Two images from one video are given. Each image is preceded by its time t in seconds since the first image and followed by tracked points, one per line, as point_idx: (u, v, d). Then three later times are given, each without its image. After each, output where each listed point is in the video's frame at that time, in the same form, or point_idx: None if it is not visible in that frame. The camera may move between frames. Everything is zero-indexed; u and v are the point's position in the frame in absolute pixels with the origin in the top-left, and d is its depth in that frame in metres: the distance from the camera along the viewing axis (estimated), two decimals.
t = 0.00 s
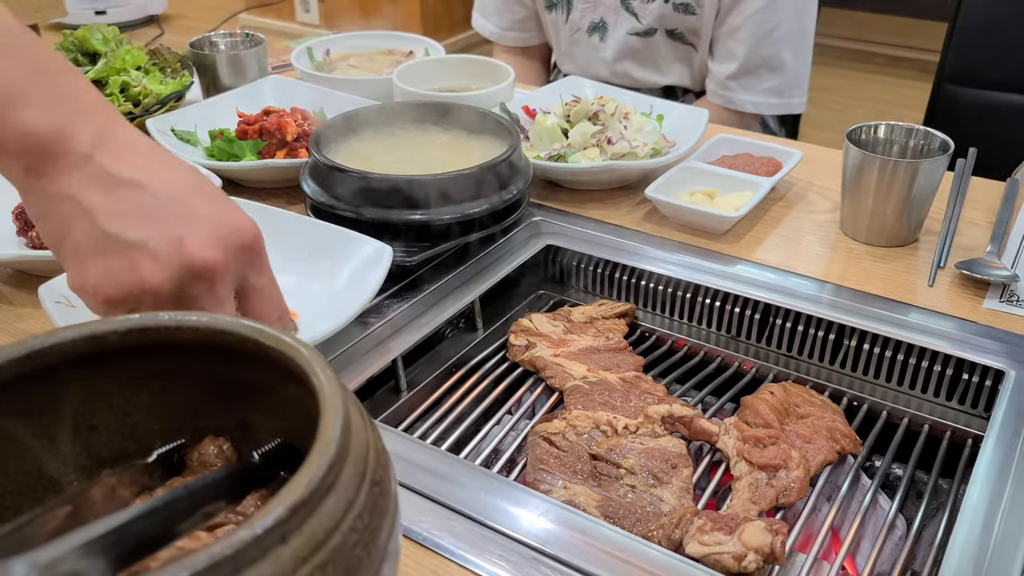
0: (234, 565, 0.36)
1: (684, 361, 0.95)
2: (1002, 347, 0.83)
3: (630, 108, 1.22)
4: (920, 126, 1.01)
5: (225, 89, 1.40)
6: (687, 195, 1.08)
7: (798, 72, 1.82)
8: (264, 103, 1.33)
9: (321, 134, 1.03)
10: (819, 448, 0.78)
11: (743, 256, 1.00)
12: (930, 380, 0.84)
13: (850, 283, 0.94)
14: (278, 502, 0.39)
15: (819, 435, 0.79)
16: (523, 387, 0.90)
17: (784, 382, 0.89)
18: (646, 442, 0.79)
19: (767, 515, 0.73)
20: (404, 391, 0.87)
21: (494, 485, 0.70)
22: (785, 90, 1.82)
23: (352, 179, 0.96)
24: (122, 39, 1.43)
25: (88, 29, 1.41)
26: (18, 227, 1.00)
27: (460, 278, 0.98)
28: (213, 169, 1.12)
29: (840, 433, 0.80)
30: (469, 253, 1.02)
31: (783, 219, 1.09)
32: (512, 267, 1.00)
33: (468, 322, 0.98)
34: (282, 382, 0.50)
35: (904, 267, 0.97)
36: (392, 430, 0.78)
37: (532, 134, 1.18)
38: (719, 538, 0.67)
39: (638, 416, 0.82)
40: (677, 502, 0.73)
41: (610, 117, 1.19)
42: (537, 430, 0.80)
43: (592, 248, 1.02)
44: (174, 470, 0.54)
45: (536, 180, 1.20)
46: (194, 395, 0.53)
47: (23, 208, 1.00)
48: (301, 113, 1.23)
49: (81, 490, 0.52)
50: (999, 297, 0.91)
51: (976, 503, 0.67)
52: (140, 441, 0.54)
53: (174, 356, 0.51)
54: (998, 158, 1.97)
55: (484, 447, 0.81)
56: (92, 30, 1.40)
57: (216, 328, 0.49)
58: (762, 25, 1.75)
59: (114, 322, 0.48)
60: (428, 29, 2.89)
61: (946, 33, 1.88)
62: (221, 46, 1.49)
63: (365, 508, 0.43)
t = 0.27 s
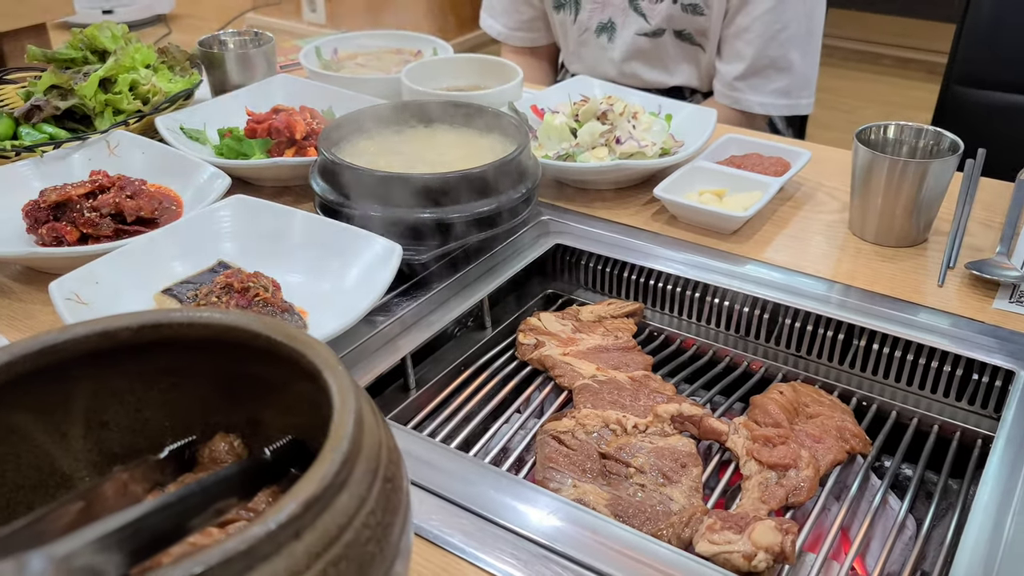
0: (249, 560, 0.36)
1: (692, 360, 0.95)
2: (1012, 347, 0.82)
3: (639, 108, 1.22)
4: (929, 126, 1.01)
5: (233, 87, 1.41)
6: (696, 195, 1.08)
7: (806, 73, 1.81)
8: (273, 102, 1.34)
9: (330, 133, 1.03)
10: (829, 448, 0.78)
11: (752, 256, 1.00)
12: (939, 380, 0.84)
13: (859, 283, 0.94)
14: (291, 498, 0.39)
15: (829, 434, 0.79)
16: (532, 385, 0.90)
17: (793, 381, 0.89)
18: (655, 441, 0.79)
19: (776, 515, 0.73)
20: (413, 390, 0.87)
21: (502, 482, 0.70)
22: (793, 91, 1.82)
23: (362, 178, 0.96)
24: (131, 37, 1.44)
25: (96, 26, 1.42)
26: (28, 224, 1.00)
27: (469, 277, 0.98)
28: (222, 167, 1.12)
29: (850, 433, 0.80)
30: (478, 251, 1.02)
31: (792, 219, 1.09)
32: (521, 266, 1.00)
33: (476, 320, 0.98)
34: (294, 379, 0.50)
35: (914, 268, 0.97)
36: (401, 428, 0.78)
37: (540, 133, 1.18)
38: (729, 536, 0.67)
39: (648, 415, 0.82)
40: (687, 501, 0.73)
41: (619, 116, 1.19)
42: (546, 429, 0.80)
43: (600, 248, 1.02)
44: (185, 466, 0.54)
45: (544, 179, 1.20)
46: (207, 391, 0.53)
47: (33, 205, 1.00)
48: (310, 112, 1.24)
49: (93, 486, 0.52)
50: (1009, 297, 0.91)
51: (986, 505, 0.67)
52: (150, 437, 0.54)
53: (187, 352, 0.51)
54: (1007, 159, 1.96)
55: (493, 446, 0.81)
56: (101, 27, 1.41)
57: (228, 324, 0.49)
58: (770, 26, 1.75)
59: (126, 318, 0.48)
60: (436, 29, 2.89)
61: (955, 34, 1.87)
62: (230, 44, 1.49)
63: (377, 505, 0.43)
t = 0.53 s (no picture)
0: (261, 556, 0.36)
1: (701, 359, 0.95)
2: None
3: (648, 105, 1.22)
4: (941, 125, 1.00)
5: (240, 84, 1.41)
6: (705, 193, 1.08)
7: (813, 72, 1.81)
8: (280, 98, 1.34)
9: (339, 129, 1.03)
10: (839, 447, 0.77)
11: (761, 254, 1.00)
12: (950, 380, 0.84)
13: (869, 282, 0.94)
14: (304, 493, 0.38)
15: (839, 433, 0.79)
16: (541, 383, 0.90)
17: (803, 380, 0.88)
18: (665, 439, 0.79)
19: (787, 514, 0.73)
20: (421, 387, 0.87)
21: (512, 479, 0.70)
22: (801, 89, 1.81)
23: (370, 174, 0.96)
24: (138, 33, 1.44)
25: (104, 22, 1.42)
26: (35, 219, 1.00)
27: (477, 274, 0.97)
28: (230, 163, 1.12)
29: (860, 432, 0.79)
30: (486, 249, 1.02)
31: (801, 217, 1.08)
32: (529, 263, 1.00)
33: (484, 318, 0.97)
34: (305, 374, 0.49)
35: (924, 267, 0.97)
36: (409, 424, 0.78)
37: (549, 130, 1.17)
38: (739, 535, 0.66)
39: (657, 413, 0.81)
40: (697, 499, 0.72)
41: (628, 113, 1.19)
42: (556, 426, 0.80)
43: (608, 245, 1.02)
44: (195, 462, 0.54)
45: (552, 177, 1.20)
46: (218, 387, 0.53)
47: (40, 201, 1.00)
48: (319, 108, 1.23)
49: (102, 481, 0.52)
50: (1021, 297, 0.90)
51: (999, 505, 0.66)
52: (160, 432, 0.54)
53: (197, 347, 0.50)
54: (1016, 159, 1.95)
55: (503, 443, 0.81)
56: (108, 22, 1.41)
57: (239, 319, 0.48)
58: (777, 25, 1.74)
59: (137, 313, 0.47)
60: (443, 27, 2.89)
61: (965, 33, 1.86)
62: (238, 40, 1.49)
63: (390, 501, 0.43)
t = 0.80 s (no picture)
0: (267, 566, 0.36)
1: (708, 363, 0.94)
2: None
3: (655, 108, 1.21)
4: (950, 129, 1.00)
5: (246, 86, 1.41)
6: (712, 196, 1.07)
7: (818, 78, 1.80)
8: (286, 99, 1.34)
9: (345, 131, 1.03)
10: (848, 453, 0.77)
11: (768, 258, 0.99)
12: (959, 386, 0.83)
13: (877, 286, 0.93)
14: (311, 501, 0.38)
15: (848, 439, 0.78)
16: (547, 388, 0.90)
17: (811, 385, 0.88)
18: (673, 445, 0.78)
19: (795, 521, 0.73)
20: (427, 391, 0.87)
21: (518, 484, 0.70)
22: (807, 96, 1.81)
23: (376, 176, 0.95)
24: (144, 35, 1.44)
25: (110, 25, 1.42)
26: (41, 222, 1.00)
27: (483, 277, 0.97)
28: (236, 165, 1.12)
29: (869, 438, 0.79)
30: (493, 252, 1.02)
31: (809, 221, 1.08)
32: (536, 267, 1.00)
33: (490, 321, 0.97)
34: (311, 380, 0.49)
35: (933, 271, 0.96)
36: (415, 429, 0.78)
37: (555, 132, 1.17)
38: (747, 542, 0.66)
39: (665, 418, 0.81)
40: (704, 505, 0.72)
41: (634, 116, 1.18)
42: (562, 432, 0.80)
43: (614, 249, 1.02)
44: (200, 468, 0.53)
45: (558, 180, 1.19)
46: (223, 392, 0.53)
47: (46, 203, 1.01)
48: (325, 110, 1.23)
49: (107, 487, 0.52)
50: None
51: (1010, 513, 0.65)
52: (166, 437, 0.53)
53: (203, 352, 0.50)
54: None
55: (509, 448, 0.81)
56: (114, 24, 1.41)
57: (244, 324, 0.48)
58: (781, 33, 1.73)
59: (142, 317, 0.47)
60: (449, 28, 2.89)
61: (974, 35, 1.85)
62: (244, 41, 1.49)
63: (397, 509, 0.42)
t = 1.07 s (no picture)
0: None
1: (711, 370, 0.94)
2: None
3: (659, 114, 1.21)
4: (953, 135, 1.00)
5: (252, 91, 1.42)
6: (715, 202, 1.08)
7: (789, 85, 1.77)
8: (291, 105, 1.34)
9: (349, 138, 1.03)
10: (851, 461, 0.77)
11: (772, 265, 0.99)
12: (963, 393, 0.83)
13: (880, 293, 0.93)
14: (314, 512, 0.38)
15: (851, 447, 0.78)
16: (550, 395, 0.90)
17: (814, 393, 0.88)
18: (675, 453, 0.78)
19: (798, 529, 0.72)
20: (430, 397, 0.87)
21: (521, 492, 0.70)
22: (774, 105, 1.79)
23: (380, 182, 0.96)
24: (150, 40, 1.45)
25: (116, 30, 1.43)
26: (47, 227, 1.01)
27: (487, 284, 0.97)
28: (241, 171, 1.13)
29: (872, 446, 0.79)
30: (496, 258, 1.02)
31: (812, 228, 1.08)
32: (539, 273, 1.00)
33: (493, 328, 0.97)
34: (314, 389, 0.49)
35: (937, 278, 0.96)
36: (418, 435, 0.78)
37: (559, 138, 1.18)
38: (749, 551, 0.66)
39: (668, 426, 0.81)
40: (707, 514, 0.72)
41: (638, 122, 1.18)
42: (565, 439, 0.80)
43: (618, 255, 1.02)
44: (204, 476, 0.53)
45: (562, 186, 1.19)
46: (227, 401, 0.53)
47: (51, 208, 1.01)
48: (330, 116, 1.24)
49: (112, 495, 0.51)
50: None
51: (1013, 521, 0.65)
52: (169, 444, 0.53)
53: (207, 360, 0.50)
54: None
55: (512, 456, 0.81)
56: (120, 30, 1.42)
57: (248, 333, 0.48)
58: (740, 38, 1.73)
59: (147, 326, 0.47)
60: (452, 33, 2.90)
61: (977, 41, 1.86)
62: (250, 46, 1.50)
63: (400, 519, 0.43)
